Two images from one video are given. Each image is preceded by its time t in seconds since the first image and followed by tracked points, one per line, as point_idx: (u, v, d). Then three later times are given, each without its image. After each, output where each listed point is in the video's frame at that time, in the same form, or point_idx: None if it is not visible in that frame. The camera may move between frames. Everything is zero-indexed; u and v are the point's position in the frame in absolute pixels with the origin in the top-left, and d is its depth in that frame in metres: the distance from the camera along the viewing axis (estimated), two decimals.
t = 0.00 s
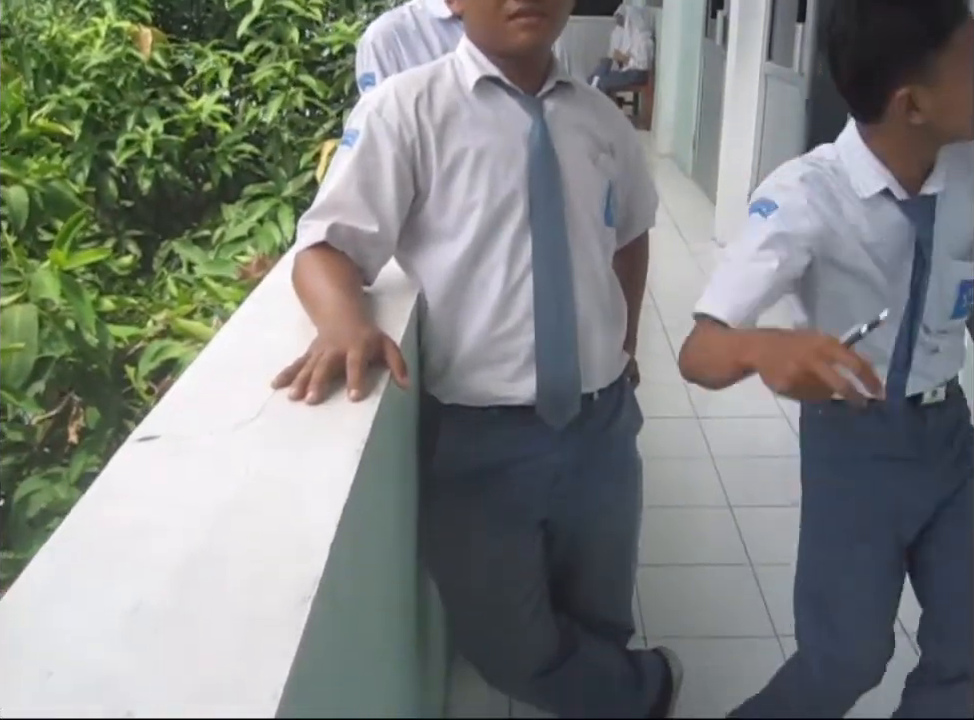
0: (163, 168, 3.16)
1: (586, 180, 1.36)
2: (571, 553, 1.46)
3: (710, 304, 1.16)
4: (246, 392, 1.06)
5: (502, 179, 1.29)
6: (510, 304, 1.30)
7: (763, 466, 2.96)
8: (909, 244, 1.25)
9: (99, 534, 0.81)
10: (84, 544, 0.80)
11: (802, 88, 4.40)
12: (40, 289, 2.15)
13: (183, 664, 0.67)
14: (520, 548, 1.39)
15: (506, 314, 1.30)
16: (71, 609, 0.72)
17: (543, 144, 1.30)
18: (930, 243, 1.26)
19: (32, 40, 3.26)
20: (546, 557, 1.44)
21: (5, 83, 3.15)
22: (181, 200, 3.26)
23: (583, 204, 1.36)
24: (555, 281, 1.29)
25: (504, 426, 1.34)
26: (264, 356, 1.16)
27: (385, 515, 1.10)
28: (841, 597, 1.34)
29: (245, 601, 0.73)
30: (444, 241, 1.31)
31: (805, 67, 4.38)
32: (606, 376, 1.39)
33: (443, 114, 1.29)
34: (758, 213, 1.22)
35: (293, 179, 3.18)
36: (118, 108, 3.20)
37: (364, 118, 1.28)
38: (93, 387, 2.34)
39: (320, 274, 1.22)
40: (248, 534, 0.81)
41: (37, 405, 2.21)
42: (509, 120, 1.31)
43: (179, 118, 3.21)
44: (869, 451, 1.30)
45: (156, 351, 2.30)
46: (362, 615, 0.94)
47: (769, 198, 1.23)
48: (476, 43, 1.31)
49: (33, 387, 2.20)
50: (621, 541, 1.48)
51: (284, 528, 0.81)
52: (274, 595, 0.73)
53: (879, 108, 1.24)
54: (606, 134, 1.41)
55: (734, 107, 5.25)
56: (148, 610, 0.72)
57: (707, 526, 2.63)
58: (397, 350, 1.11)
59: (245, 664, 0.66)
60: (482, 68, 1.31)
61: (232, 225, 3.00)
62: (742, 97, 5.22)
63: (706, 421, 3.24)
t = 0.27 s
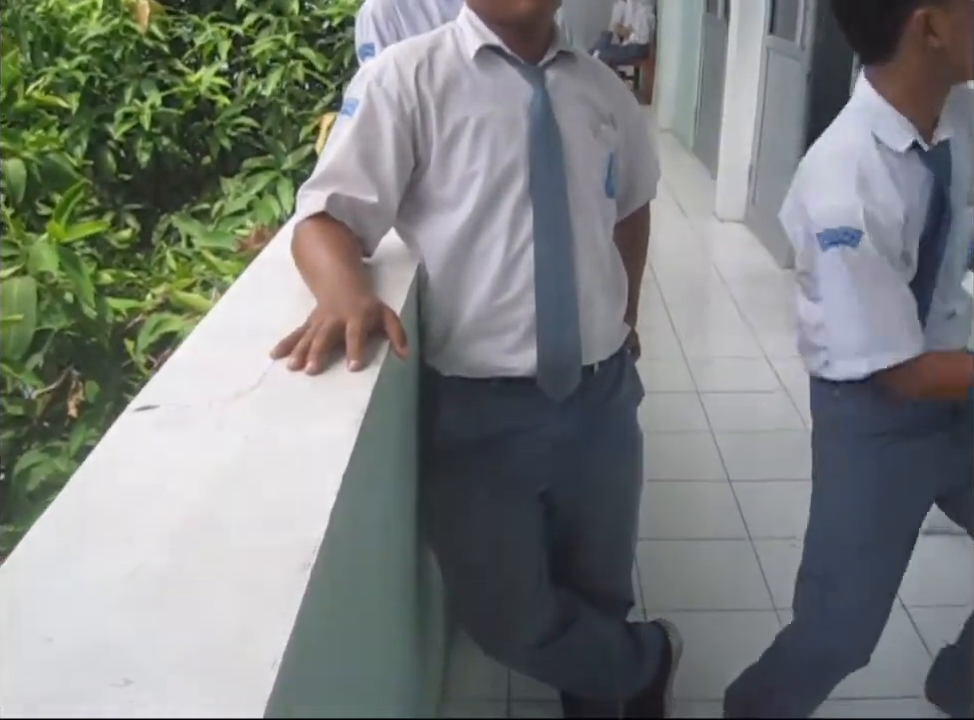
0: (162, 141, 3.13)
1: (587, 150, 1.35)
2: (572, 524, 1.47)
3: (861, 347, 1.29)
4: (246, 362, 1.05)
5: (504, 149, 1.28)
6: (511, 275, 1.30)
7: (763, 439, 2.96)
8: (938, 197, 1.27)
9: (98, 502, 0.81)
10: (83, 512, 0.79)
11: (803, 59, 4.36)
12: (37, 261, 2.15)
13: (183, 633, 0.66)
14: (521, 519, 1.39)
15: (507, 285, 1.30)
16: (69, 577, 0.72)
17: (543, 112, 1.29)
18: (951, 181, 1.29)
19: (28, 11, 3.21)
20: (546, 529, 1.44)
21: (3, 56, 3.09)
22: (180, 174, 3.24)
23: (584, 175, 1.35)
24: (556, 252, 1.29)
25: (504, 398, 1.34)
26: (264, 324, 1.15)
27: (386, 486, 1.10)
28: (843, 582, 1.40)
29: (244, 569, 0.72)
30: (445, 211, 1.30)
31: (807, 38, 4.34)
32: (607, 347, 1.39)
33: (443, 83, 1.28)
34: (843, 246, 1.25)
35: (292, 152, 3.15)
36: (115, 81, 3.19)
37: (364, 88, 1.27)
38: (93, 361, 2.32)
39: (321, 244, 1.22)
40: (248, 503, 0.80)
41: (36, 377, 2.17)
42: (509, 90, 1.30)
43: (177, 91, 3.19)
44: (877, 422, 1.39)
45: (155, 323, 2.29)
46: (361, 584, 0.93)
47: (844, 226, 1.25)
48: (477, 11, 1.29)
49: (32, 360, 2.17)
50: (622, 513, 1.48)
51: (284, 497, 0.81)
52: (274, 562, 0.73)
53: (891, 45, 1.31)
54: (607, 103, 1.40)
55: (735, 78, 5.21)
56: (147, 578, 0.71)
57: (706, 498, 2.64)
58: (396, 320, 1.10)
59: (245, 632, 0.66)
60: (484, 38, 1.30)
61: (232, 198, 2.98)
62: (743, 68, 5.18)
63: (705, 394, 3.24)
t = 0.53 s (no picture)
0: (163, 118, 3.04)
1: (591, 123, 1.34)
2: (575, 499, 1.46)
3: None
4: (249, 335, 1.05)
5: (507, 123, 1.26)
6: (514, 249, 1.28)
7: (767, 415, 2.96)
8: None
9: (99, 476, 0.80)
10: (85, 486, 0.79)
11: (807, 33, 4.32)
12: (39, 238, 2.12)
13: (184, 606, 0.66)
14: (524, 494, 1.38)
15: (510, 260, 1.29)
16: (71, 553, 0.71)
17: (548, 85, 1.27)
18: None
19: None
20: (549, 504, 1.44)
21: (1, 34, 2.91)
22: (180, 153, 3.13)
23: (589, 150, 1.33)
24: (559, 227, 1.27)
25: (508, 373, 1.33)
26: (267, 299, 1.14)
27: (388, 460, 1.09)
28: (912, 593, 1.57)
29: (247, 542, 0.72)
30: (448, 185, 1.29)
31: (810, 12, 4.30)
32: (611, 322, 1.38)
33: (446, 55, 1.26)
34: None
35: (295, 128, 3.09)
36: (117, 58, 3.09)
37: (366, 61, 1.25)
38: (96, 339, 2.28)
39: (323, 217, 1.21)
40: (251, 478, 0.80)
41: (39, 356, 2.14)
42: (512, 62, 1.27)
43: (179, 68, 3.09)
44: (951, 388, 1.47)
45: (158, 301, 2.26)
46: (361, 557, 0.93)
47: None
48: None
49: (35, 338, 2.14)
50: (626, 488, 1.47)
51: (286, 470, 0.80)
52: (277, 535, 0.72)
53: None
54: (610, 76, 1.38)
55: (738, 53, 5.16)
56: (149, 551, 0.71)
57: (710, 474, 2.63)
58: (399, 293, 1.09)
59: (247, 605, 0.66)
60: (484, 10, 1.28)
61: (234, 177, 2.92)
62: (746, 43, 5.13)
63: (709, 371, 3.22)
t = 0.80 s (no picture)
0: (164, 94, 2.81)
1: (595, 96, 1.33)
2: (576, 473, 1.47)
3: None
4: (250, 306, 1.04)
5: (509, 94, 1.25)
6: (517, 222, 1.27)
7: (768, 392, 2.95)
8: None
9: (101, 443, 0.80)
10: (86, 454, 0.79)
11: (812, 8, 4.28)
12: (39, 212, 2.06)
13: (186, 571, 0.66)
14: (527, 468, 1.38)
15: (513, 232, 1.28)
16: (71, 521, 0.71)
17: (550, 55, 1.25)
18: None
19: None
20: (550, 477, 1.44)
21: None
22: (180, 130, 2.93)
23: (592, 122, 1.32)
24: (562, 200, 1.26)
25: (510, 347, 1.32)
26: (268, 270, 1.14)
27: (390, 433, 1.09)
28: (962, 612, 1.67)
29: (248, 509, 0.72)
30: (450, 157, 1.28)
31: None
32: (614, 296, 1.38)
33: (448, 26, 1.24)
34: None
35: (299, 105, 2.90)
36: (116, 31, 2.82)
37: (368, 32, 1.24)
38: (97, 314, 2.25)
39: (324, 188, 1.20)
40: (251, 447, 0.79)
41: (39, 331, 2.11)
42: (515, 32, 1.26)
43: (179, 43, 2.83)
44: None
45: (159, 277, 2.23)
46: (363, 527, 0.93)
47: None
48: None
49: (35, 312, 2.11)
50: (628, 462, 1.47)
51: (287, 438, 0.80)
52: (278, 503, 0.72)
53: None
54: (613, 48, 1.37)
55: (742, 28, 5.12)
56: (151, 518, 0.71)
57: (711, 451, 2.63)
58: (401, 265, 1.08)
59: (247, 571, 0.66)
60: None
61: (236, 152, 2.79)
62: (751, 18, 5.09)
63: (711, 349, 3.21)
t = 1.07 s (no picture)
0: (166, 70, 2.78)
1: (599, 69, 1.31)
2: (579, 449, 1.46)
3: None
4: (252, 278, 1.04)
5: (513, 67, 1.23)
6: (520, 196, 1.26)
7: (772, 370, 2.95)
8: None
9: (103, 415, 0.80)
10: (88, 425, 0.78)
11: None
12: (39, 187, 2.05)
13: (187, 542, 0.66)
14: (529, 443, 1.38)
15: (516, 206, 1.27)
16: (73, 491, 0.71)
17: (555, 29, 1.23)
18: None
19: None
20: (553, 453, 1.44)
21: None
22: (182, 106, 2.91)
23: (597, 96, 1.31)
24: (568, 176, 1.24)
25: (514, 323, 1.31)
26: (270, 243, 1.13)
27: (394, 407, 1.09)
28: None
29: (250, 480, 0.71)
30: (453, 130, 1.27)
31: None
32: (618, 271, 1.37)
33: None
34: None
35: (301, 81, 2.85)
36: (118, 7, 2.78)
37: (371, 4, 1.23)
38: (99, 291, 2.21)
39: (326, 161, 1.19)
40: (252, 418, 0.79)
41: (40, 308, 2.07)
42: (520, 4, 1.24)
43: (180, 19, 2.81)
44: None
45: (160, 253, 2.19)
46: (366, 501, 0.93)
47: None
48: None
49: (36, 289, 2.07)
50: (631, 439, 1.47)
51: (290, 411, 0.80)
52: (281, 474, 0.72)
53: None
54: (618, 21, 1.36)
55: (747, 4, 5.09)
56: (152, 489, 0.71)
57: (713, 428, 2.63)
58: (403, 238, 1.08)
59: (249, 543, 0.65)
60: None
61: (238, 129, 2.75)
62: None
63: (714, 327, 3.20)
